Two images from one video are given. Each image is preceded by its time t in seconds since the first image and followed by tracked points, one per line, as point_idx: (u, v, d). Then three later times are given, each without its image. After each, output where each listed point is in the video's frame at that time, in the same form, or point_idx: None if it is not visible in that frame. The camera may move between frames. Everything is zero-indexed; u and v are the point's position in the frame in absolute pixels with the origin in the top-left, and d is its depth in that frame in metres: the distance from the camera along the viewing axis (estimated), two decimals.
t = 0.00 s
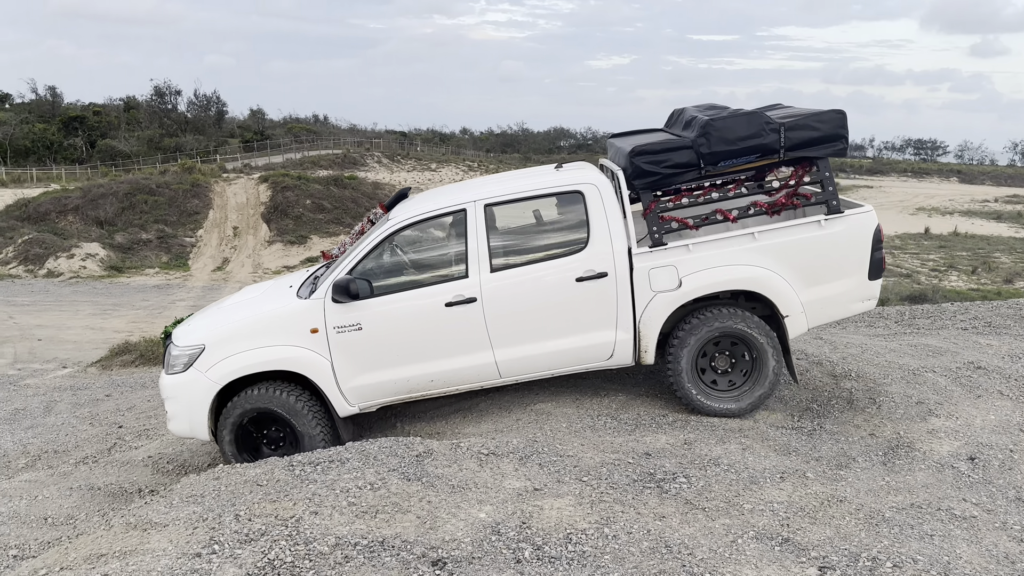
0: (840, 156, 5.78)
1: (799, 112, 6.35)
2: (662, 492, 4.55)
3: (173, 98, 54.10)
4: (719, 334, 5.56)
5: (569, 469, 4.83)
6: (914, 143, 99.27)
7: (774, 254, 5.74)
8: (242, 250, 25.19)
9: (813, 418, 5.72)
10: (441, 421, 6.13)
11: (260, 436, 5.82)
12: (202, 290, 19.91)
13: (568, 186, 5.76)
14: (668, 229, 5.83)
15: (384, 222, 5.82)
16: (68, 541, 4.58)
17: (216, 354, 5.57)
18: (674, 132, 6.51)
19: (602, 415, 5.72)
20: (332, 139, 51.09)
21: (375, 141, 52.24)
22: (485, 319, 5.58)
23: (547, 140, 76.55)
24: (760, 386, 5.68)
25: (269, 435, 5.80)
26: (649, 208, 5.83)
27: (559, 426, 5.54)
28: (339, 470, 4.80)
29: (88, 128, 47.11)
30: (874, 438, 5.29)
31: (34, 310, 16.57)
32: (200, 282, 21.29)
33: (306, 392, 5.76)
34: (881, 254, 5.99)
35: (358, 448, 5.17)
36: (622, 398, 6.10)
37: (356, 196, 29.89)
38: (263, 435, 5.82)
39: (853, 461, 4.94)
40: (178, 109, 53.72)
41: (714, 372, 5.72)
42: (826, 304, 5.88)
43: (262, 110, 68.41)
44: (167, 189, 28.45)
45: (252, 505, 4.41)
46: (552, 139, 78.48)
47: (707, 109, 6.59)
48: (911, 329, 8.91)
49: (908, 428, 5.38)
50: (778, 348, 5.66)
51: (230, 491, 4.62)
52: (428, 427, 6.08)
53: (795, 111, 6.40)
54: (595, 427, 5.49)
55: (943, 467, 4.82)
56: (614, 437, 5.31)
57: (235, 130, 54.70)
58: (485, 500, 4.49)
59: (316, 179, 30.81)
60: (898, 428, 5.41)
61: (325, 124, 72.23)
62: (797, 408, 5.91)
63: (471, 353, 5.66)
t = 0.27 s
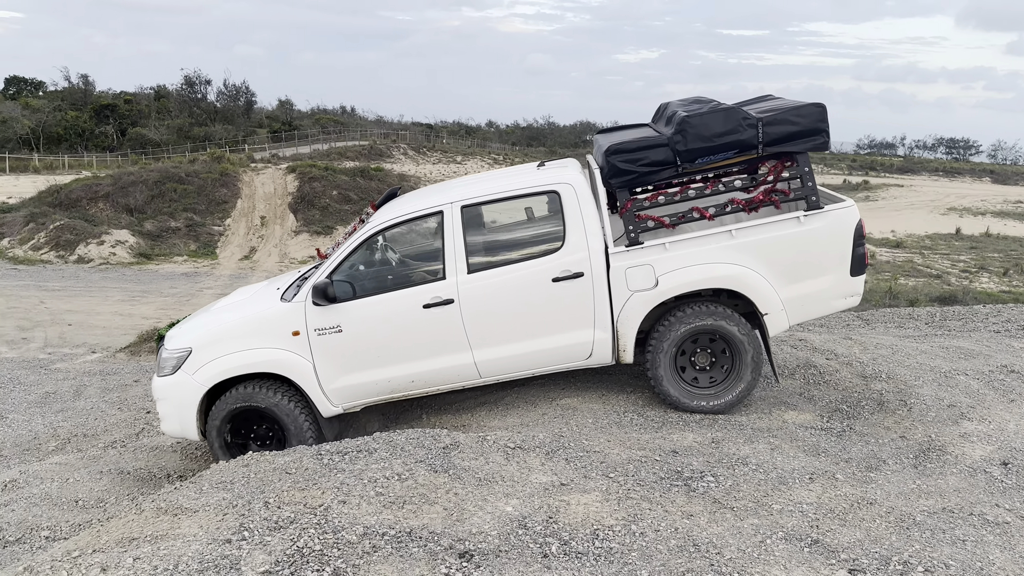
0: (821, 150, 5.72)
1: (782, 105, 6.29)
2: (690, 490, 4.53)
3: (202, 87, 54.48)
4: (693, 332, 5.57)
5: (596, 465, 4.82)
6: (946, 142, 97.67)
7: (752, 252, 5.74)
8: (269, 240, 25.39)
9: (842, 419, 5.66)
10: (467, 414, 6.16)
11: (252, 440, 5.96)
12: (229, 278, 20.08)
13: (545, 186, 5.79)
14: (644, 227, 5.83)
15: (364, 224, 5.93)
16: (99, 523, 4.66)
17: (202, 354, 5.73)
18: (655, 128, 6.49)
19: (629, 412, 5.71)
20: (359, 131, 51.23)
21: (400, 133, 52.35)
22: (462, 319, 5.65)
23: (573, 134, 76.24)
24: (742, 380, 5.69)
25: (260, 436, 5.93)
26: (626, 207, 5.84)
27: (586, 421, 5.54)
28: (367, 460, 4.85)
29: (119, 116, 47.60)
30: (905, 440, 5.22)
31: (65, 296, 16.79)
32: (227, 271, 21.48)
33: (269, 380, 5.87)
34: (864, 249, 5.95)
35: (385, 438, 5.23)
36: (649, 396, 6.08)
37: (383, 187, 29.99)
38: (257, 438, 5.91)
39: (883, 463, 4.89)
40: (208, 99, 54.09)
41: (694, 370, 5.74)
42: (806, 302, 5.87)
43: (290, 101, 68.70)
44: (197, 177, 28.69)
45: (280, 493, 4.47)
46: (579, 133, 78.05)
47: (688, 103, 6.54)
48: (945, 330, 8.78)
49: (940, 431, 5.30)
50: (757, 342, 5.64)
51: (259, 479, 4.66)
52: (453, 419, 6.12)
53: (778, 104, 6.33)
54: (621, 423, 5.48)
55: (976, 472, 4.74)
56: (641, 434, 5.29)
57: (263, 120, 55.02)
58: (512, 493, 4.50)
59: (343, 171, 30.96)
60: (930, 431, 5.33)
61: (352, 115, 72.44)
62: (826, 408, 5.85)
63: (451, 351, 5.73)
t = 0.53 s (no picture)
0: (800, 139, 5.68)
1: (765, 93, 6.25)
2: (720, 490, 4.51)
3: (231, 78, 54.81)
4: (670, 328, 5.62)
5: (625, 463, 4.81)
6: (978, 141, 95.95)
7: (730, 242, 5.81)
8: (295, 231, 25.51)
9: (874, 421, 5.60)
10: (493, 407, 6.22)
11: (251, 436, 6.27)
12: (255, 269, 20.18)
13: (523, 181, 5.95)
14: (621, 219, 5.93)
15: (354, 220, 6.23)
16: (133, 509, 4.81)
17: (194, 350, 6.05)
18: (637, 118, 6.53)
19: (656, 410, 5.74)
20: (384, 123, 51.22)
21: (426, 126, 52.35)
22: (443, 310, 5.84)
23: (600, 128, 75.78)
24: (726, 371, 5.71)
25: (254, 428, 6.24)
26: (603, 198, 5.95)
27: (614, 419, 5.56)
28: (396, 453, 4.95)
29: (149, 106, 48.01)
30: (938, 444, 5.15)
31: (94, 283, 16.96)
32: (254, 261, 21.60)
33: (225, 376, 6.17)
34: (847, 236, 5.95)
35: (413, 432, 5.32)
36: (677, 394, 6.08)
37: (408, 180, 30.00)
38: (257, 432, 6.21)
39: (916, 467, 4.83)
40: (236, 90, 54.39)
41: (676, 364, 5.80)
42: (787, 290, 5.90)
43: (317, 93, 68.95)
44: (225, 168, 28.89)
45: (312, 483, 4.58)
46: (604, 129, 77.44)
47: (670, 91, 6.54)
48: (985, 332, 8.62)
49: (975, 436, 5.21)
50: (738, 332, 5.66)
51: (291, 468, 4.79)
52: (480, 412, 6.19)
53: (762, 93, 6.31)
54: (648, 421, 5.49)
55: (1014, 477, 4.65)
56: (669, 432, 5.29)
57: (289, 113, 55.26)
58: (542, 489, 4.52)
59: (369, 164, 31.07)
60: (965, 435, 5.24)
61: (378, 108, 72.55)
62: (857, 410, 5.79)
63: (435, 340, 5.92)
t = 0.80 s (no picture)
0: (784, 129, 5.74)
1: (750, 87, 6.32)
2: (746, 490, 4.50)
3: (254, 71, 55.06)
4: (646, 333, 5.66)
5: (650, 460, 4.83)
6: (1006, 140, 94.51)
7: (715, 233, 5.82)
8: (317, 223, 25.58)
9: (902, 422, 5.54)
10: (518, 399, 6.27)
11: (250, 431, 6.40)
12: (276, 260, 20.23)
13: (510, 173, 6.04)
14: (608, 211, 6.04)
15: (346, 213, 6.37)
16: (161, 496, 4.99)
17: (188, 341, 6.19)
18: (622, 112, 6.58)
19: (681, 408, 5.75)
20: (405, 117, 51.16)
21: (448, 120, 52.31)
22: (431, 302, 5.93)
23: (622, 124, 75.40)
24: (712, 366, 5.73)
25: (248, 421, 6.38)
26: (590, 190, 6.04)
27: (638, 415, 5.57)
28: (421, 445, 5.05)
29: (173, 97, 48.28)
30: (969, 447, 5.08)
31: (118, 272, 17.10)
32: (275, 252, 21.66)
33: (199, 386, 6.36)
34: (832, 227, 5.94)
35: (439, 425, 5.43)
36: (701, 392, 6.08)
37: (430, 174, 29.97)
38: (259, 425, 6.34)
39: (946, 470, 4.77)
40: (259, 82, 54.60)
41: (662, 360, 5.82)
42: (772, 281, 5.90)
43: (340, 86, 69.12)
44: (248, 160, 29.03)
45: (338, 474, 4.72)
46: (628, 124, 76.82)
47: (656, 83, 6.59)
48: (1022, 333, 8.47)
49: (1008, 440, 5.12)
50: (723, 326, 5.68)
51: (317, 459, 4.96)
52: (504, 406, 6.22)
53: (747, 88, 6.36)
54: (673, 419, 5.50)
55: None
56: (694, 431, 5.30)
57: (311, 105, 55.39)
58: (567, 485, 4.54)
59: (389, 158, 31.16)
60: (998, 438, 5.16)
61: (400, 101, 72.60)
62: (885, 411, 5.73)
63: (424, 332, 6.00)
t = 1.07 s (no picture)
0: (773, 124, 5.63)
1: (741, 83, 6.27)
2: (770, 489, 4.47)
3: (274, 64, 55.22)
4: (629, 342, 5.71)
5: (673, 457, 4.82)
6: None
7: (703, 229, 5.77)
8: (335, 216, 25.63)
9: (927, 424, 5.48)
10: (538, 393, 6.27)
11: (250, 426, 6.38)
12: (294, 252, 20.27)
13: (499, 170, 6.04)
14: (596, 207, 6.03)
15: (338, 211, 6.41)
16: (183, 486, 5.12)
17: (183, 339, 6.23)
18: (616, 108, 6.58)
19: (703, 406, 5.74)
20: (424, 111, 51.13)
21: (467, 114, 52.27)
22: (421, 298, 5.93)
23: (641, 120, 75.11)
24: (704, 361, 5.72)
25: (244, 417, 6.36)
26: (577, 186, 6.03)
27: (659, 412, 5.57)
28: (442, 439, 5.10)
29: (194, 90, 48.54)
30: (995, 450, 5.01)
31: (138, 263, 17.22)
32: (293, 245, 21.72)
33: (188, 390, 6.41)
34: (822, 222, 5.85)
35: (460, 419, 5.49)
36: (722, 391, 6.06)
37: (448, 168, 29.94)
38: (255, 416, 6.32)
39: (971, 473, 4.71)
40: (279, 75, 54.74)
41: (651, 357, 5.83)
42: (761, 278, 5.83)
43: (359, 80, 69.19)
44: (268, 153, 29.13)
45: (359, 466, 4.80)
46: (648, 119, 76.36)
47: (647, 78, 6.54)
48: None
49: None
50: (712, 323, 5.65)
51: (338, 452, 5.04)
52: (523, 401, 6.21)
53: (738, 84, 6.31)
54: (695, 417, 5.49)
55: None
56: (715, 429, 5.29)
57: (331, 99, 55.52)
58: (588, 482, 4.54)
59: (407, 151, 31.20)
60: None
61: (419, 96, 72.60)
62: (909, 412, 5.68)
63: (414, 329, 6.01)
